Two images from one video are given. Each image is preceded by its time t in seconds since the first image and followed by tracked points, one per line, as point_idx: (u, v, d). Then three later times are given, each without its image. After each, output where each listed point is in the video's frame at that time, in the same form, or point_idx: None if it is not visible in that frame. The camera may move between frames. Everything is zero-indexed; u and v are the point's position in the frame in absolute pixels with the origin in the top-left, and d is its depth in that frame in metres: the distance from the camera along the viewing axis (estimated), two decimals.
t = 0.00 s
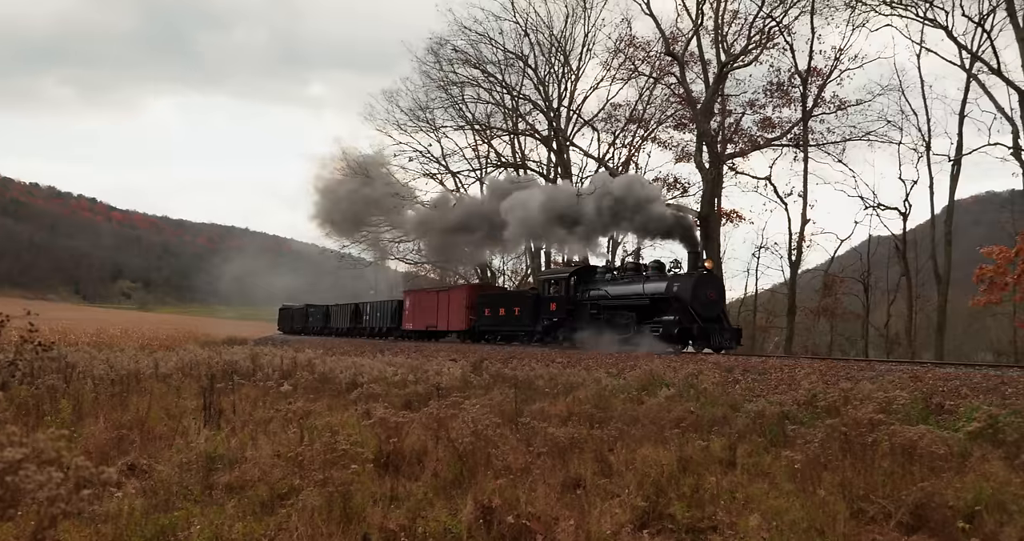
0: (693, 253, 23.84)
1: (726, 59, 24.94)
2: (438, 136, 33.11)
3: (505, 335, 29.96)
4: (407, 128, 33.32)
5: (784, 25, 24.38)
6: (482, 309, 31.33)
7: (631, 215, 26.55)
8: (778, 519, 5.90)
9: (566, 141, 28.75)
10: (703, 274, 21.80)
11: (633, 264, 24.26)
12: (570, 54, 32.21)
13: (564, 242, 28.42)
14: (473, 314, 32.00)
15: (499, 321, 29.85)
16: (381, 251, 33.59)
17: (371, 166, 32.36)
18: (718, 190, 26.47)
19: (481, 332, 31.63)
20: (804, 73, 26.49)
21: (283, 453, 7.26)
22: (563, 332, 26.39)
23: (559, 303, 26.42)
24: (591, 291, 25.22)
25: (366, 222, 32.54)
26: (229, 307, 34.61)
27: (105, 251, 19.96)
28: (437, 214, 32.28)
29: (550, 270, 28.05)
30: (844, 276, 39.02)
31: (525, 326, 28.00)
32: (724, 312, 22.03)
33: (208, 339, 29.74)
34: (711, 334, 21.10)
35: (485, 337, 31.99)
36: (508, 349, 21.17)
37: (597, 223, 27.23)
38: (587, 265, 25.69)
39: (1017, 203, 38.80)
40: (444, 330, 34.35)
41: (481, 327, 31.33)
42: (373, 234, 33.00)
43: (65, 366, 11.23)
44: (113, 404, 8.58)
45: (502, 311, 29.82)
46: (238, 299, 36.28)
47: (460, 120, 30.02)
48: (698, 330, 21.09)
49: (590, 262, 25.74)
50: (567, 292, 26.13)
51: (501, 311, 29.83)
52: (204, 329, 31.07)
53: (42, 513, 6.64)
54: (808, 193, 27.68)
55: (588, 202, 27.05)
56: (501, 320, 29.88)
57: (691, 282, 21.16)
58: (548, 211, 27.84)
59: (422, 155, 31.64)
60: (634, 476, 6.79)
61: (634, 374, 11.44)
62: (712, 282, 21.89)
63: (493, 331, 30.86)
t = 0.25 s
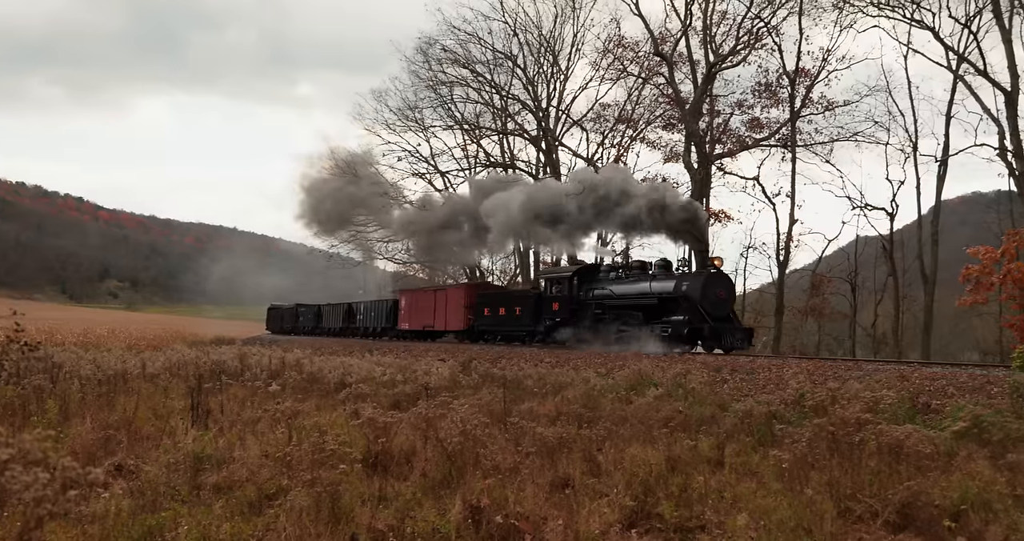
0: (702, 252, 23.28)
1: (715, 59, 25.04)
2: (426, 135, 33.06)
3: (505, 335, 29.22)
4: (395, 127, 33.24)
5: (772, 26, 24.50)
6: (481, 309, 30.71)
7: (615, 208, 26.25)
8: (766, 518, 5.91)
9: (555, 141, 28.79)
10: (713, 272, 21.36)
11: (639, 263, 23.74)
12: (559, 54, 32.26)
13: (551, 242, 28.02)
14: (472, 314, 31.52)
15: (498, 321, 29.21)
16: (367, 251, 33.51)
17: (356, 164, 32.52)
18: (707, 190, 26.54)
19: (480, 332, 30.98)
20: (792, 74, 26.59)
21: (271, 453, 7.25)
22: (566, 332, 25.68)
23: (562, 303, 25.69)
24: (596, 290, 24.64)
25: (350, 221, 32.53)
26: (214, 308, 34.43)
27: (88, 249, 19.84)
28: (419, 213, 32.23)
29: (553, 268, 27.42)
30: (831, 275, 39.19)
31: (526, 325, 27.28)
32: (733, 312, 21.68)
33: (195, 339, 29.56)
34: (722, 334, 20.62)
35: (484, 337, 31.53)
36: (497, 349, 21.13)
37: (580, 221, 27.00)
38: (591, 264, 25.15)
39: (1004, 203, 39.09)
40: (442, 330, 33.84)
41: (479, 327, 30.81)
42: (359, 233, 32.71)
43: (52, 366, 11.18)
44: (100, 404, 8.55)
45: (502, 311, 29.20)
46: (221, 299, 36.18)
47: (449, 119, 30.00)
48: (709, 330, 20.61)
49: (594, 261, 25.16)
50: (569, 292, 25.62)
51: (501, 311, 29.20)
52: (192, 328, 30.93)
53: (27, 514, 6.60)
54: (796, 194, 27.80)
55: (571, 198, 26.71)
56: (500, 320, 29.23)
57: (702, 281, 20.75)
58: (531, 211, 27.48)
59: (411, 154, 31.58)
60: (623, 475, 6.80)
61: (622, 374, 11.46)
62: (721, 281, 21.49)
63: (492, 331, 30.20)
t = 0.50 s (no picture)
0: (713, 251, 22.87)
1: (703, 60, 25.12)
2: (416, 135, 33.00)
3: (505, 335, 28.71)
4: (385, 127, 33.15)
5: (761, 26, 24.61)
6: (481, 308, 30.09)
7: (597, 206, 26.17)
8: (754, 517, 5.92)
9: (544, 141, 28.82)
10: (725, 271, 20.99)
11: (646, 262, 23.37)
12: (548, 54, 32.30)
13: (538, 240, 27.98)
14: (472, 315, 30.96)
15: (499, 321, 28.57)
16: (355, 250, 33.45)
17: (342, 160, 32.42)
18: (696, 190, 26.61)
19: (479, 332, 30.55)
20: (780, 75, 26.68)
21: (260, 454, 7.24)
22: (570, 333, 25.10)
23: (566, 302, 25.20)
24: (602, 289, 24.23)
25: (337, 219, 32.43)
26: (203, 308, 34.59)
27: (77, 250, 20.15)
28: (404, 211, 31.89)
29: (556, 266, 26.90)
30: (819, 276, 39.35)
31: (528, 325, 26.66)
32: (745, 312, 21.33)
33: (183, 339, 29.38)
34: (734, 334, 20.32)
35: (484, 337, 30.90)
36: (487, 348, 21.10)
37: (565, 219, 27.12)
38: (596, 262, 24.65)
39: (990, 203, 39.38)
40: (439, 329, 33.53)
41: (480, 327, 30.15)
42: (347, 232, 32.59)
43: (39, 366, 11.13)
44: (87, 404, 8.53)
45: (503, 310, 28.63)
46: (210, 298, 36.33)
47: (438, 119, 29.97)
48: (721, 330, 20.31)
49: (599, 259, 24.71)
50: (574, 290, 25.16)
51: (502, 310, 28.58)
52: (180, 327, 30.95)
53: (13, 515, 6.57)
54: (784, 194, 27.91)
55: (553, 197, 26.82)
56: (501, 320, 28.62)
57: (714, 281, 20.42)
58: (511, 211, 27.66)
59: (400, 154, 31.50)
60: (612, 475, 6.81)
61: (611, 374, 11.48)
62: (734, 280, 21.14)
63: (493, 332, 29.51)
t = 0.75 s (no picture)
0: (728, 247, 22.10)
1: (693, 60, 25.18)
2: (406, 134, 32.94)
3: (508, 335, 28.59)
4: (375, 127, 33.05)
5: (751, 27, 24.68)
6: (482, 308, 29.89)
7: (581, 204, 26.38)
8: (743, 516, 5.93)
9: (535, 141, 28.81)
10: (740, 269, 20.41)
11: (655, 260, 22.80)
12: (538, 53, 32.33)
13: (527, 238, 27.96)
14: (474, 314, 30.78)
15: (502, 320, 28.29)
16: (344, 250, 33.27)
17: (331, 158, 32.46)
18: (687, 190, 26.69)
19: (481, 332, 30.45)
20: (770, 75, 26.76)
21: (249, 454, 7.22)
22: (576, 333, 24.61)
23: (572, 301, 24.68)
24: (609, 288, 23.62)
25: (325, 217, 32.36)
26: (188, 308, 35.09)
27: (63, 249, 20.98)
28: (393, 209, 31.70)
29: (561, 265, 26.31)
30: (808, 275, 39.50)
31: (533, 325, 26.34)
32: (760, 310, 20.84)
33: (172, 338, 29.23)
34: (751, 334, 19.80)
35: (486, 337, 30.67)
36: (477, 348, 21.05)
37: (550, 216, 27.10)
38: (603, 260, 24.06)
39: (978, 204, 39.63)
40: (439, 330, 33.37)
41: (482, 327, 29.90)
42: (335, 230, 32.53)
43: (27, 367, 11.09)
44: (75, 404, 8.52)
45: (506, 310, 28.31)
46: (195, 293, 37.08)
47: (429, 119, 29.94)
48: (737, 329, 19.79)
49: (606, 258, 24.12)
50: (580, 289, 24.61)
51: (505, 310, 28.29)
52: (171, 327, 31.09)
53: None
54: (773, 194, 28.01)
55: (536, 193, 26.88)
56: (503, 320, 28.35)
57: (728, 279, 19.85)
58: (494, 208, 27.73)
59: (391, 154, 31.43)
60: (602, 474, 6.82)
61: (602, 373, 11.49)
62: (748, 278, 20.59)
63: (494, 331, 29.30)
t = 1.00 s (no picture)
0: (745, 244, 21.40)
1: (684, 60, 25.24)
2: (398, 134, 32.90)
3: (512, 335, 28.08)
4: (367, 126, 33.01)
5: (742, 27, 24.74)
6: (486, 308, 29.38)
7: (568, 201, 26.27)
8: (734, 515, 5.94)
9: (526, 141, 28.83)
10: (756, 267, 19.81)
11: (668, 258, 22.26)
12: (530, 53, 32.35)
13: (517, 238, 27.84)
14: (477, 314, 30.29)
15: (506, 320, 27.80)
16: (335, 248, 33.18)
17: (321, 157, 32.74)
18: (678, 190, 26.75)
19: (484, 331, 30.01)
20: (761, 75, 26.85)
21: (240, 454, 7.21)
22: (584, 333, 24.18)
23: (580, 301, 24.21)
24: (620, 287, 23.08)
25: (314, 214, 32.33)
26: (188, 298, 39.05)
27: (55, 247, 26.54)
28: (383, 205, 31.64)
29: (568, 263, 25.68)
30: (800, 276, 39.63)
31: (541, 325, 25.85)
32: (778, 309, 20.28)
33: (162, 338, 29.11)
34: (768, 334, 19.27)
35: (490, 337, 30.21)
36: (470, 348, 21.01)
37: (538, 214, 27.01)
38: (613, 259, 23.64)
39: (968, 204, 39.86)
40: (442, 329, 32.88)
41: (486, 326, 29.42)
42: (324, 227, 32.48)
43: (16, 367, 11.05)
44: (64, 404, 8.50)
45: (511, 309, 27.84)
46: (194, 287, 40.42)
47: (420, 118, 29.93)
48: (754, 330, 19.27)
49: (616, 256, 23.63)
50: (588, 289, 24.09)
51: (510, 310, 27.80)
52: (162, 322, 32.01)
53: None
54: (764, 194, 28.12)
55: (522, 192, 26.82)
56: (508, 319, 27.85)
57: (744, 278, 19.28)
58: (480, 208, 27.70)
59: (383, 153, 31.39)
60: (593, 475, 6.82)
61: (593, 373, 11.52)
62: (765, 276, 19.99)
63: (499, 331, 28.85)
